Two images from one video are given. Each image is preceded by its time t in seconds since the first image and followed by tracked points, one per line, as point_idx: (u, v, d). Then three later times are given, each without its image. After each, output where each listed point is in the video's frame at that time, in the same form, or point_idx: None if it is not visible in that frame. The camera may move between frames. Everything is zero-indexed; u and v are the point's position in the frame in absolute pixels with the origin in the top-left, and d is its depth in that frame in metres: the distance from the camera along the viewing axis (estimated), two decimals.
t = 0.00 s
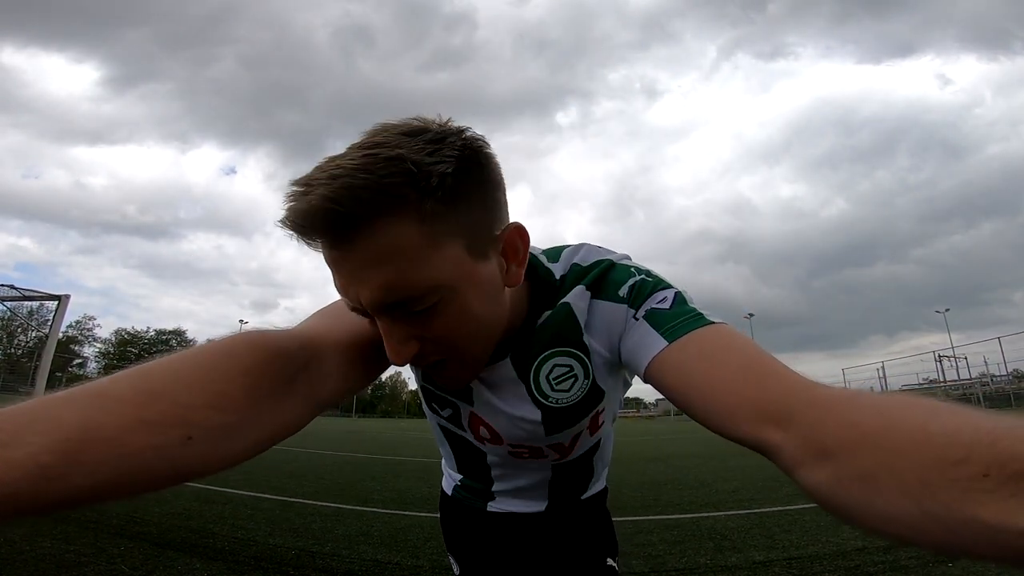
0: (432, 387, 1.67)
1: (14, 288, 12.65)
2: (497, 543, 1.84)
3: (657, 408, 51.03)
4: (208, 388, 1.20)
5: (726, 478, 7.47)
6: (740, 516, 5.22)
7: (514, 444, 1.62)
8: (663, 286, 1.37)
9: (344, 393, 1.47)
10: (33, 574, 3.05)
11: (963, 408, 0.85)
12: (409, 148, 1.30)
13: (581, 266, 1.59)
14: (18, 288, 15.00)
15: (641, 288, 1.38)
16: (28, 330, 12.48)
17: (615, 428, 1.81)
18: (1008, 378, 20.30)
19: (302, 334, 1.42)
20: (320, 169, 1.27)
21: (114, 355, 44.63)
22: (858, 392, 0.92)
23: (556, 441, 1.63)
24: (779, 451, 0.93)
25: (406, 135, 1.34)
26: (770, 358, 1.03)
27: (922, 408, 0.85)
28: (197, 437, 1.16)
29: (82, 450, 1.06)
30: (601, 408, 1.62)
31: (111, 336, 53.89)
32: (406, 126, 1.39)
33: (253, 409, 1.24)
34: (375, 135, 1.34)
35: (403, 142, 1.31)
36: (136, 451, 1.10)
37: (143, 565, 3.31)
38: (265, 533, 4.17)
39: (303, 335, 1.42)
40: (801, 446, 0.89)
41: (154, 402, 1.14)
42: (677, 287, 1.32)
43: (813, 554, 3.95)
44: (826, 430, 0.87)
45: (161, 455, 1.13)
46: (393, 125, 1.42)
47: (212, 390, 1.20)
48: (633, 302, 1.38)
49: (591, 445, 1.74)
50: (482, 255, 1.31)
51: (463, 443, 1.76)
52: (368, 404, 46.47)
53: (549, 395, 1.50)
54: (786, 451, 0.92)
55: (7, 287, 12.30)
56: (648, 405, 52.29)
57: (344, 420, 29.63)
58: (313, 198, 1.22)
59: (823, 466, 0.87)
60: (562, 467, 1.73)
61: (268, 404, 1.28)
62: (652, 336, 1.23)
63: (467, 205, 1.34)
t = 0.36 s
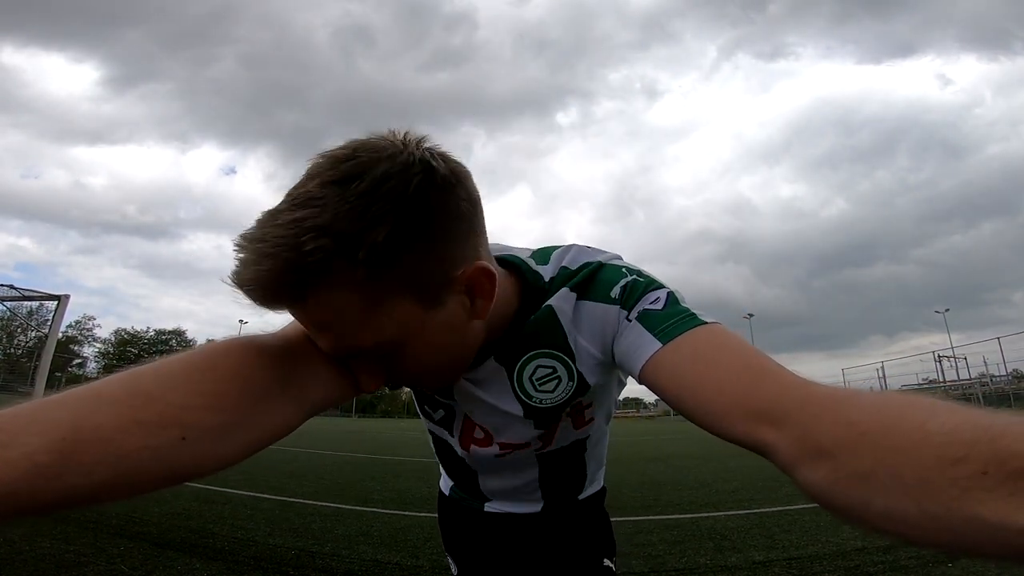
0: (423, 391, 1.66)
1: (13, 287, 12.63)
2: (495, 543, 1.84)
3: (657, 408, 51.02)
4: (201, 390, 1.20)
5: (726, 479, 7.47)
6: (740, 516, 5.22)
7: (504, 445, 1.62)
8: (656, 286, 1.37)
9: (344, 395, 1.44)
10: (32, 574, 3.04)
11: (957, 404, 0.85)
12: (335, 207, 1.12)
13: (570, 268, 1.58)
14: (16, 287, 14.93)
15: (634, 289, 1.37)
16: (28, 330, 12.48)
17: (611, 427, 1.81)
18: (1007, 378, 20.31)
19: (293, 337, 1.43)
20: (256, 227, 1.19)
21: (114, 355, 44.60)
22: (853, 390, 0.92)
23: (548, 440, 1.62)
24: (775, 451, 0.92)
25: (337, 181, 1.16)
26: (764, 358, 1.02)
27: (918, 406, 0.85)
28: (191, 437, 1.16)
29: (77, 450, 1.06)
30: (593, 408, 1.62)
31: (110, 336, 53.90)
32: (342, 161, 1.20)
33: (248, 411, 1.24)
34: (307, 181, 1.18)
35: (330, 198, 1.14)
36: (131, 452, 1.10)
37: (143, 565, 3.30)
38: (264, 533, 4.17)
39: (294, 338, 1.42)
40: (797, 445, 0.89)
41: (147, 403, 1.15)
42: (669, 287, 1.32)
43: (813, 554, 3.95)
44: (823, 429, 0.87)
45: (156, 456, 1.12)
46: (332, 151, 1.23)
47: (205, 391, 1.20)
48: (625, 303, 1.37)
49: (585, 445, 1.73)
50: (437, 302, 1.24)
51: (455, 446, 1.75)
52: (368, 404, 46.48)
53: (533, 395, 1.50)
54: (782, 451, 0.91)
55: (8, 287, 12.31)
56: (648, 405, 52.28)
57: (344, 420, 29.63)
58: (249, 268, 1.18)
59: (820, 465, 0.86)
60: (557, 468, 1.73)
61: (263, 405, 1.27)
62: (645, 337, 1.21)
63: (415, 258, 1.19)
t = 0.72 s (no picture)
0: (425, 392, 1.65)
1: (13, 287, 12.61)
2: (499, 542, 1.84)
3: (657, 408, 51.01)
4: (196, 391, 1.20)
5: (726, 478, 7.47)
6: (741, 516, 5.21)
7: (507, 445, 1.62)
8: (655, 283, 1.36)
9: (338, 397, 1.44)
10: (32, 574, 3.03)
11: (962, 401, 0.85)
12: (332, 224, 1.11)
13: (566, 267, 1.58)
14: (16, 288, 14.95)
15: (633, 287, 1.37)
16: (27, 330, 12.44)
17: (615, 427, 1.80)
18: (1008, 378, 20.29)
19: (286, 338, 1.42)
20: (248, 234, 1.18)
21: (114, 354, 44.60)
22: (857, 388, 0.92)
23: (550, 440, 1.62)
24: (779, 448, 0.92)
25: (335, 195, 1.14)
26: (767, 354, 1.02)
27: (924, 404, 0.85)
28: (187, 437, 1.16)
29: (74, 450, 1.06)
30: (595, 406, 1.61)
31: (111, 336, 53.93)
32: (340, 173, 1.17)
33: (243, 411, 1.24)
34: (302, 192, 1.16)
35: (326, 214, 1.12)
36: (128, 453, 1.10)
37: (143, 565, 3.30)
38: (265, 532, 4.16)
39: (287, 339, 1.42)
40: (802, 443, 0.89)
41: (143, 404, 1.15)
42: (668, 284, 1.32)
43: (813, 554, 3.94)
44: (828, 427, 0.86)
45: (152, 457, 1.12)
46: (329, 160, 1.20)
47: (200, 392, 1.20)
48: (624, 301, 1.36)
49: (590, 445, 1.73)
50: (431, 317, 1.24)
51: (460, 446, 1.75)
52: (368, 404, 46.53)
53: (530, 396, 1.50)
54: (786, 449, 0.91)
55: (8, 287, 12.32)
56: (648, 405, 52.25)
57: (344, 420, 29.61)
58: (239, 277, 1.17)
59: (826, 463, 0.86)
60: (562, 468, 1.72)
61: (258, 406, 1.27)
62: (646, 337, 1.21)
63: (411, 278, 1.19)
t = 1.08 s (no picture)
0: (422, 396, 1.66)
1: (13, 287, 12.60)
2: (504, 541, 1.84)
3: (657, 407, 51.00)
4: (199, 393, 1.20)
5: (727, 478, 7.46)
6: (741, 515, 5.21)
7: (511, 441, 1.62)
8: (663, 280, 1.36)
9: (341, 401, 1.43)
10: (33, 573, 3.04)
11: (975, 401, 0.85)
12: (336, 232, 1.10)
13: (572, 264, 1.57)
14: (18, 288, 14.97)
15: (641, 284, 1.37)
16: (28, 330, 12.46)
17: (620, 424, 1.79)
18: (1008, 377, 20.26)
19: (289, 341, 1.42)
20: (251, 240, 1.17)
21: (115, 354, 44.63)
22: (868, 387, 0.92)
23: (556, 433, 1.62)
24: (788, 444, 0.92)
25: (339, 201, 1.13)
26: (778, 351, 1.02)
27: (935, 403, 0.84)
28: (190, 439, 1.16)
29: (76, 452, 1.06)
30: (602, 402, 1.61)
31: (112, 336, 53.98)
32: (344, 178, 1.17)
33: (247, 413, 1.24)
34: (306, 197, 1.15)
35: (331, 221, 1.11)
36: (130, 455, 1.10)
37: (144, 565, 3.30)
38: (266, 532, 4.16)
39: (291, 342, 1.42)
40: (811, 439, 0.89)
41: (145, 406, 1.14)
42: (677, 281, 1.31)
43: (813, 553, 3.94)
44: (837, 424, 0.87)
45: (155, 460, 1.12)
46: (334, 165, 1.19)
47: (203, 394, 1.20)
48: (633, 298, 1.36)
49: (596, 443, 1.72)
50: (437, 323, 1.24)
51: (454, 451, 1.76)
52: (369, 404, 46.57)
53: (536, 394, 1.50)
54: (795, 445, 0.92)
55: (9, 287, 12.34)
56: (649, 404, 52.25)
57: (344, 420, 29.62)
58: (244, 283, 1.16)
59: (835, 459, 0.86)
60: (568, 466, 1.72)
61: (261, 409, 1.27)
62: (655, 334, 1.20)
63: (416, 285, 1.18)
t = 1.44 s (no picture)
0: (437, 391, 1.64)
1: (13, 286, 12.57)
2: (509, 540, 1.83)
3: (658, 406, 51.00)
4: (203, 392, 1.19)
5: (728, 477, 7.46)
6: (742, 514, 5.20)
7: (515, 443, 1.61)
8: (674, 281, 1.35)
9: (347, 399, 1.43)
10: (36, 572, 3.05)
11: (984, 407, 0.85)
12: (342, 233, 1.10)
13: (582, 264, 1.56)
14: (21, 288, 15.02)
15: (651, 284, 1.36)
16: (31, 330, 12.50)
17: (627, 424, 1.77)
18: (1010, 376, 20.23)
19: (294, 340, 1.41)
20: (256, 242, 1.16)
21: (117, 353, 44.69)
22: (877, 392, 0.92)
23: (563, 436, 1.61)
24: (795, 448, 0.92)
25: (344, 201, 1.13)
26: (788, 354, 1.02)
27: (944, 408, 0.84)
28: (195, 440, 1.15)
29: (81, 453, 1.05)
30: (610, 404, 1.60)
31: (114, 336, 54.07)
32: (349, 178, 1.16)
33: (252, 413, 1.23)
34: (311, 198, 1.15)
35: (336, 223, 1.11)
36: (135, 456, 1.09)
37: (147, 563, 3.30)
38: (268, 531, 4.16)
39: (295, 341, 1.41)
40: (818, 443, 0.88)
41: (149, 406, 1.14)
42: (688, 282, 1.30)
43: (814, 552, 3.93)
44: (845, 428, 0.86)
45: (161, 460, 1.12)
46: (339, 164, 1.19)
47: (208, 394, 1.19)
48: (643, 299, 1.35)
49: (602, 444, 1.71)
50: (445, 323, 1.24)
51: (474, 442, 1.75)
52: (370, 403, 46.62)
53: (545, 395, 1.49)
54: (801, 448, 0.91)
55: (12, 287, 12.38)
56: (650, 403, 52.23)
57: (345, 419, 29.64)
58: (250, 285, 1.16)
59: (842, 463, 0.86)
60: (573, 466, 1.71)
61: (267, 408, 1.26)
62: (666, 335, 1.19)
63: (423, 286, 1.18)
